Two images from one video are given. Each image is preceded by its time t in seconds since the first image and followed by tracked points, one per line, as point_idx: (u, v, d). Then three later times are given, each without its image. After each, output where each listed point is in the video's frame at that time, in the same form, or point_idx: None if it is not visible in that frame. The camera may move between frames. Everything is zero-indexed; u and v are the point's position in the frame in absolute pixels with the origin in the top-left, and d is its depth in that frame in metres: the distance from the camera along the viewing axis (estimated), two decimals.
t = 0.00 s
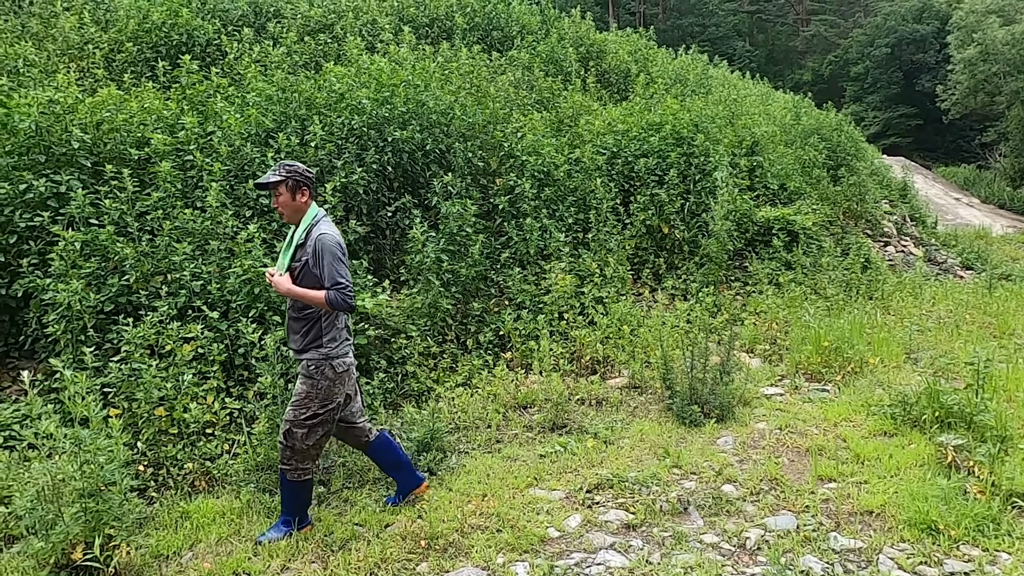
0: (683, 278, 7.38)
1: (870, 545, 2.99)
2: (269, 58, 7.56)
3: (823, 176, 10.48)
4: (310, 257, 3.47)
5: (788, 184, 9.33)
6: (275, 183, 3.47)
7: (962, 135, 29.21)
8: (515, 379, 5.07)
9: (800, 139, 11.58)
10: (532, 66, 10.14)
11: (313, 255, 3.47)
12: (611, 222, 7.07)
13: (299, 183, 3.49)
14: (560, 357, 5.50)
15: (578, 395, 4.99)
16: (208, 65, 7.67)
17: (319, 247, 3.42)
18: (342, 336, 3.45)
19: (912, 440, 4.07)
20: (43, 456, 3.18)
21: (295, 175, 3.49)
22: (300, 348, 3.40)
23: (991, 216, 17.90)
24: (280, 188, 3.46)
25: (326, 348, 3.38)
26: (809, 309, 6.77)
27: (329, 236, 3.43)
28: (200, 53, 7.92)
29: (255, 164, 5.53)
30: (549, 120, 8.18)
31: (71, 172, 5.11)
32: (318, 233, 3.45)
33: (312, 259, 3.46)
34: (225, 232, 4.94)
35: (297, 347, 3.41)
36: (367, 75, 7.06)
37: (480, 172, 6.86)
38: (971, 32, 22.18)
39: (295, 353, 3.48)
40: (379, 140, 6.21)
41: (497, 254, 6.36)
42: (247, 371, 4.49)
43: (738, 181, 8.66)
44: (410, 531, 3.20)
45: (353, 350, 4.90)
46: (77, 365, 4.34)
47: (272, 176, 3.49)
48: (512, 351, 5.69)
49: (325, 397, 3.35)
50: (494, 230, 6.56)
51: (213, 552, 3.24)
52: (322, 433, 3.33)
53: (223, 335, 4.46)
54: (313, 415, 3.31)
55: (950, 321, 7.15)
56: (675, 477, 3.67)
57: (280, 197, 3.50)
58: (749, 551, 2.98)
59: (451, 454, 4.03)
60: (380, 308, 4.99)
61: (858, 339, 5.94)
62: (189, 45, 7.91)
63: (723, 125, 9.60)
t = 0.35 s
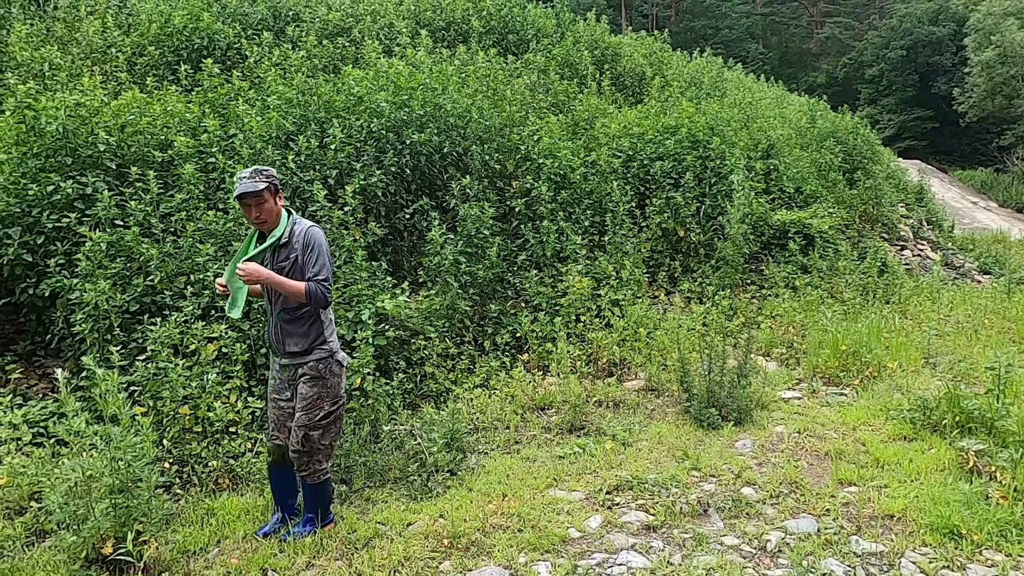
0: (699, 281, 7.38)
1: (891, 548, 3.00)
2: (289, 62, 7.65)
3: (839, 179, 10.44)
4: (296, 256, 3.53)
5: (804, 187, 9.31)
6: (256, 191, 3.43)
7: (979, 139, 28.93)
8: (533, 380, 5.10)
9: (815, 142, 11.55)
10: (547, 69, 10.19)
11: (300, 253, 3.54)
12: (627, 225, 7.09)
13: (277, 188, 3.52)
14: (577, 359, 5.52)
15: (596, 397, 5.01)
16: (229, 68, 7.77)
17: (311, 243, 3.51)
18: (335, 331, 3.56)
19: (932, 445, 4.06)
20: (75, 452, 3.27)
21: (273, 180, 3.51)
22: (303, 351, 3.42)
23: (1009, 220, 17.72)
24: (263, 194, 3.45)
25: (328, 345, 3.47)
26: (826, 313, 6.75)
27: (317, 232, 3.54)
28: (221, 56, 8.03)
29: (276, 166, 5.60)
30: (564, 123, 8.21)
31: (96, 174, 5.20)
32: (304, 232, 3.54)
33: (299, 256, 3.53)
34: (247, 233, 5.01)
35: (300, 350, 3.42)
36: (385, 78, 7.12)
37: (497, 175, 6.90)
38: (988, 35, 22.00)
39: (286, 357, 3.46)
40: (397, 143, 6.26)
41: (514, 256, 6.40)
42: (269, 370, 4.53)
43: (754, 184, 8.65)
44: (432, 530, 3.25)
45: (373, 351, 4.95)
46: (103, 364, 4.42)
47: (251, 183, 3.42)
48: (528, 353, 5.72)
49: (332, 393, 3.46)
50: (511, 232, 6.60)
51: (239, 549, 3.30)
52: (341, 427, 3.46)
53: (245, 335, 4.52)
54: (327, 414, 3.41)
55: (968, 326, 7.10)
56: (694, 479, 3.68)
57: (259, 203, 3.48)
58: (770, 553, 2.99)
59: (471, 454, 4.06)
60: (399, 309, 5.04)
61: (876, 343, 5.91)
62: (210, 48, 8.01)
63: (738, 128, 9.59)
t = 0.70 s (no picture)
0: (706, 281, 7.36)
1: (900, 550, 2.99)
2: (296, 63, 7.68)
3: (847, 180, 10.39)
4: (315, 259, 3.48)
5: (811, 188, 9.27)
6: (288, 195, 3.34)
7: (989, 140, 28.74)
8: (539, 381, 5.10)
9: (823, 143, 11.51)
10: (554, 70, 10.19)
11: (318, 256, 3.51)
12: (633, 226, 7.08)
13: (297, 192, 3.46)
14: (583, 359, 5.52)
15: (602, 397, 5.00)
16: (237, 69, 7.80)
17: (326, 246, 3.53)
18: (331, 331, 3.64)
19: (941, 447, 4.03)
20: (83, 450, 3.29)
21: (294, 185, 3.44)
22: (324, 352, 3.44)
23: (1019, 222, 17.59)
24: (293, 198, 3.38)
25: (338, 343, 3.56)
26: (834, 314, 6.72)
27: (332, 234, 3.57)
28: (229, 57, 8.06)
29: (284, 166, 5.62)
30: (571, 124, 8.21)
31: (105, 174, 5.23)
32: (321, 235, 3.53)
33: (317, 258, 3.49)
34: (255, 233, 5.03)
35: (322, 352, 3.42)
36: (391, 79, 7.13)
37: (504, 175, 6.91)
38: (997, 36, 21.87)
39: (300, 362, 3.41)
40: (404, 143, 6.28)
41: (521, 257, 6.40)
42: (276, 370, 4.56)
43: (762, 185, 8.62)
44: (439, 530, 3.26)
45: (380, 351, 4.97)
46: (112, 362, 4.45)
47: (284, 187, 3.33)
48: (535, 353, 5.72)
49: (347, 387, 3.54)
50: (518, 233, 6.60)
51: (246, 546, 3.31)
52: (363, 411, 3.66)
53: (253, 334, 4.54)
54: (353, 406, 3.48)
55: (977, 328, 7.06)
56: (701, 480, 3.67)
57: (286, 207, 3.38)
58: (778, 554, 2.98)
59: (477, 454, 4.07)
60: (406, 309, 5.05)
61: (884, 345, 5.88)
62: (218, 49, 8.05)
63: (745, 129, 9.56)
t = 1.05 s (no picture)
0: (703, 281, 7.35)
1: (890, 548, 2.98)
2: (293, 62, 7.67)
3: (846, 180, 10.37)
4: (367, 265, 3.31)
5: (810, 188, 9.26)
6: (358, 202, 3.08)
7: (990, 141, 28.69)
8: (533, 379, 5.09)
9: (822, 143, 11.49)
10: (552, 69, 10.18)
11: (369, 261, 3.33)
12: (630, 225, 7.07)
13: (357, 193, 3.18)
14: (578, 358, 5.51)
15: (596, 396, 4.99)
16: (234, 68, 7.80)
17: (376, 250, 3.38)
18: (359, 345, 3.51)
19: (935, 446, 4.02)
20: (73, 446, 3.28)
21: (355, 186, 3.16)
22: (366, 365, 3.32)
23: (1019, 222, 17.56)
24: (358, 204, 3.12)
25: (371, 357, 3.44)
26: (830, 313, 6.70)
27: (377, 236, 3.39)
28: (226, 56, 8.05)
29: (279, 165, 5.62)
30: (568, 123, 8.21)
31: (100, 172, 5.23)
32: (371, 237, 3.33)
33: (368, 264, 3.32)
34: (249, 231, 5.03)
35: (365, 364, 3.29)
36: (388, 78, 7.12)
37: (500, 174, 6.89)
38: (998, 36, 21.84)
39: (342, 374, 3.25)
40: (400, 141, 6.27)
41: (516, 256, 6.39)
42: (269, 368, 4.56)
43: (759, 185, 8.60)
44: (428, 527, 3.25)
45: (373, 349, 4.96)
46: (105, 360, 4.44)
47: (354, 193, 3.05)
48: (530, 351, 5.71)
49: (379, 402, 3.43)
50: (514, 231, 6.59)
51: (235, 544, 3.30)
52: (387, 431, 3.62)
53: (246, 331, 4.53)
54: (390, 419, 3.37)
55: (975, 327, 7.04)
56: (693, 478, 3.66)
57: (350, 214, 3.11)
58: (767, 552, 2.97)
59: (469, 451, 4.06)
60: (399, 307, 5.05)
61: (880, 344, 5.87)
62: (216, 48, 8.04)
63: (744, 128, 9.54)
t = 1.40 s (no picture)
0: (694, 281, 7.34)
1: (873, 546, 2.96)
2: (285, 61, 7.66)
3: (839, 181, 10.37)
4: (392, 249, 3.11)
5: (803, 188, 9.26)
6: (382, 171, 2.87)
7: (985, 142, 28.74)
8: (521, 378, 5.07)
9: (816, 144, 11.50)
10: (546, 69, 10.17)
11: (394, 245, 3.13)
12: (621, 224, 7.06)
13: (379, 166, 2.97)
14: (567, 357, 5.50)
15: (585, 395, 4.97)
16: (225, 67, 7.77)
17: (399, 238, 3.19)
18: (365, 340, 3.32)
19: (923, 445, 4.00)
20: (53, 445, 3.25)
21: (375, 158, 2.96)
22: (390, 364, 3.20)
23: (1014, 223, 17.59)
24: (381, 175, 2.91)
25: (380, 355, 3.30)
26: (821, 313, 6.70)
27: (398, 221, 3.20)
28: (218, 55, 8.02)
29: (267, 163, 5.60)
30: (561, 123, 8.20)
31: (87, 171, 5.20)
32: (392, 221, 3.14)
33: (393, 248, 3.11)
34: (236, 230, 5.02)
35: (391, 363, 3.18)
36: (379, 77, 7.10)
37: (491, 174, 6.88)
38: (994, 37, 21.91)
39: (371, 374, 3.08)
40: (391, 141, 6.25)
41: (506, 255, 6.38)
42: (255, 366, 4.54)
43: (752, 185, 8.60)
44: (410, 526, 3.23)
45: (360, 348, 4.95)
46: (89, 358, 4.42)
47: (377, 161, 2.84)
48: (519, 351, 5.70)
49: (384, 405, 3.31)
50: (504, 231, 6.58)
51: (216, 542, 3.28)
52: (386, 460, 3.48)
53: (231, 331, 4.51)
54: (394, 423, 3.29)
55: (967, 327, 7.04)
56: (678, 477, 3.65)
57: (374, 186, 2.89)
58: (750, 550, 2.96)
59: (454, 451, 4.04)
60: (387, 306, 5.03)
61: (870, 344, 5.86)
62: (207, 47, 8.01)
63: (738, 129, 9.54)
